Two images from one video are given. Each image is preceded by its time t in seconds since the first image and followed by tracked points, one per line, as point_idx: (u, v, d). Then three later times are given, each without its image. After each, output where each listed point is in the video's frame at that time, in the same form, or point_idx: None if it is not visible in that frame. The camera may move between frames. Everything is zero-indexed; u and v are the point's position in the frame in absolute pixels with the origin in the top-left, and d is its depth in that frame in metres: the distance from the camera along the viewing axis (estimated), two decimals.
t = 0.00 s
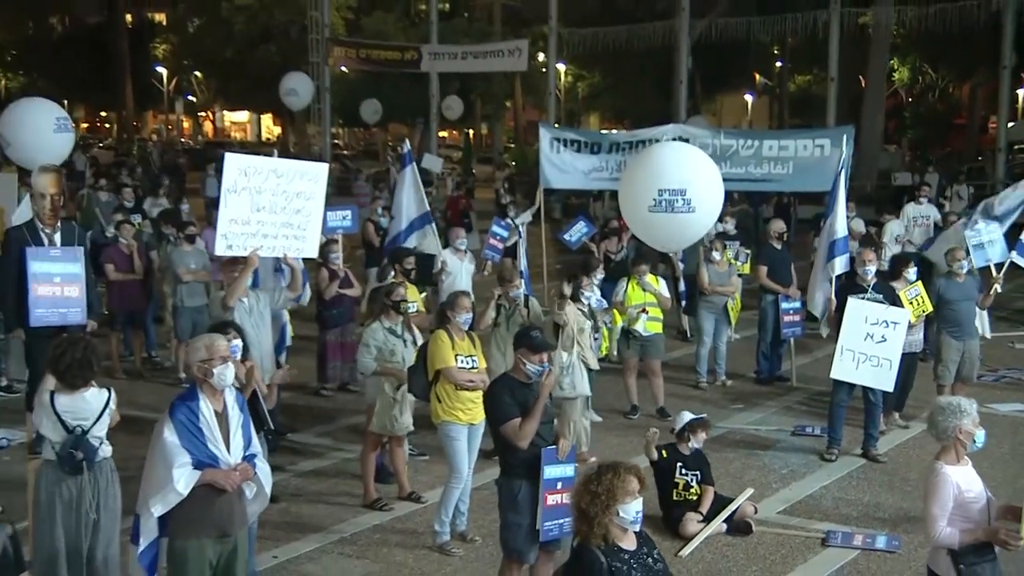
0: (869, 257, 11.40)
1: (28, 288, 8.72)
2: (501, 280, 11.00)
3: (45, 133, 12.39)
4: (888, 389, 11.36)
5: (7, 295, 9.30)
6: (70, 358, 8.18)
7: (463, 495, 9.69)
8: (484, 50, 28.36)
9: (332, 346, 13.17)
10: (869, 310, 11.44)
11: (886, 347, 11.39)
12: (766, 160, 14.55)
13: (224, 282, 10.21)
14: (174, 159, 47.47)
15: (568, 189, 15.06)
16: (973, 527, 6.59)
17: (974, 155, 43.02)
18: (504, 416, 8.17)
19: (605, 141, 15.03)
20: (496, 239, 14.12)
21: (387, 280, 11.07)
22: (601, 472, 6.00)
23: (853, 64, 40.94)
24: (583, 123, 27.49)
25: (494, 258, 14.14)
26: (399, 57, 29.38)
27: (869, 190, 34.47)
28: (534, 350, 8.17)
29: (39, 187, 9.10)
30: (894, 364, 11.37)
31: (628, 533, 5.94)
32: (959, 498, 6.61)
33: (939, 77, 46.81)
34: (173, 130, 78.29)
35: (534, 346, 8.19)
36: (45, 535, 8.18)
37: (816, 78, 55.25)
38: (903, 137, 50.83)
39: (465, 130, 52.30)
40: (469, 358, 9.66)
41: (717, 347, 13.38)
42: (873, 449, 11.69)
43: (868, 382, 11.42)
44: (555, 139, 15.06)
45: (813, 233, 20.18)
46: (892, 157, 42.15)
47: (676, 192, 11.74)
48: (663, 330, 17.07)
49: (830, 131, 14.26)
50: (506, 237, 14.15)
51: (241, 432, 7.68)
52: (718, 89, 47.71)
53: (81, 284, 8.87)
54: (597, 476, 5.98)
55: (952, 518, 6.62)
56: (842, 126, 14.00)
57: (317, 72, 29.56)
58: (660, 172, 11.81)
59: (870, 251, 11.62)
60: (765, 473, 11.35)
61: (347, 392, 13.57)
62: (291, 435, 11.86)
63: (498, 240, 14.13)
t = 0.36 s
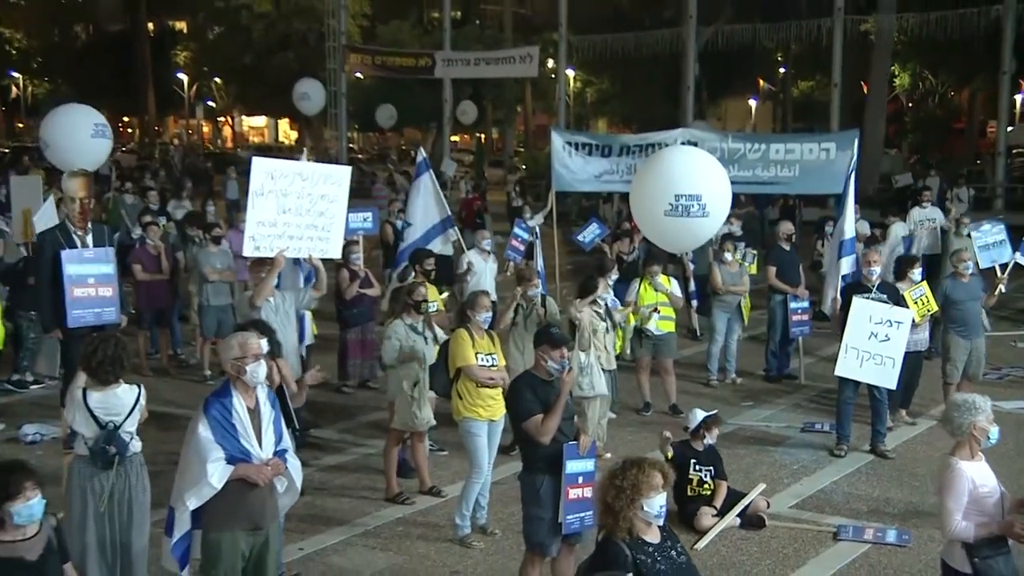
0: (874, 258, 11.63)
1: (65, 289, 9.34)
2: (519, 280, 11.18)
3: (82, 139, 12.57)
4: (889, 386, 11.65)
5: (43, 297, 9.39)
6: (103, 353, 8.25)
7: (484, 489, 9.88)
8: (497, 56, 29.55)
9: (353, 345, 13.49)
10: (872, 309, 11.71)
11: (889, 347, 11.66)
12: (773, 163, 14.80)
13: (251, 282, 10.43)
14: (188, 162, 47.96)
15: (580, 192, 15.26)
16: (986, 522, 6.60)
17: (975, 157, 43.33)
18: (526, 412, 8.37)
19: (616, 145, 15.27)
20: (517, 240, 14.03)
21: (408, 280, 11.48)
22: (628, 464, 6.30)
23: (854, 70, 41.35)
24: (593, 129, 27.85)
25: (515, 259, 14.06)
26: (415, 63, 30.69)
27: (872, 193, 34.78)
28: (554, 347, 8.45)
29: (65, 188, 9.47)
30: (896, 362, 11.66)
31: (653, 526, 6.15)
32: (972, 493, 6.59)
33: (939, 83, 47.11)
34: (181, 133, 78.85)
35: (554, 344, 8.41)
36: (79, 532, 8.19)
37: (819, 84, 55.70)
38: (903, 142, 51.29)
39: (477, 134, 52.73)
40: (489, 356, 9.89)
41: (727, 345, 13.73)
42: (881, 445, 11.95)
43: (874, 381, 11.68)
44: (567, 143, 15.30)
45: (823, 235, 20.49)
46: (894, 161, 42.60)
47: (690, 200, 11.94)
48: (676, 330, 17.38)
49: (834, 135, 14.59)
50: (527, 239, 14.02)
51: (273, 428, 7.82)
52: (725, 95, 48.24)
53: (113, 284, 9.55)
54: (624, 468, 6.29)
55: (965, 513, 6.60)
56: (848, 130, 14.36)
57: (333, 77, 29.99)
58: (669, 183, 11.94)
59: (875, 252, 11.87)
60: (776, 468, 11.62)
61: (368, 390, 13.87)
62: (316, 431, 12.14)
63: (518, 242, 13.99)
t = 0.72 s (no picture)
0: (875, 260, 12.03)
1: (105, 287, 9.69)
2: (535, 277, 11.55)
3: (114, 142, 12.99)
4: (885, 384, 11.90)
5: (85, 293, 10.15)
6: (132, 351, 8.33)
7: (501, 483, 10.06)
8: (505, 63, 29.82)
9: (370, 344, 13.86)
10: (872, 309, 12.00)
11: (889, 346, 11.90)
12: (778, 167, 15.08)
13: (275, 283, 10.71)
14: (198, 167, 48.56)
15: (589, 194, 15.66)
16: (1000, 515, 6.72)
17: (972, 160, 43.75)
18: (544, 409, 8.29)
19: (623, 147, 15.52)
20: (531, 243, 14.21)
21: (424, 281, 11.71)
22: (647, 459, 6.50)
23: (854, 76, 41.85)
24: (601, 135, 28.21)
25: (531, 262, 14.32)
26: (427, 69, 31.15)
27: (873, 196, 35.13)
28: (572, 345, 8.40)
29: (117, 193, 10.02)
30: (895, 361, 11.88)
31: (673, 520, 6.36)
32: (986, 487, 6.75)
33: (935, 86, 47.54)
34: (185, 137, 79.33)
35: (571, 340, 8.38)
36: (113, 527, 8.28)
37: (817, 89, 56.26)
38: (900, 146, 51.83)
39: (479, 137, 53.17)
40: (506, 354, 10.06)
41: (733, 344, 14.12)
42: (886, 441, 12.21)
43: (874, 380, 11.92)
44: (576, 146, 15.75)
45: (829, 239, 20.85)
46: (892, 165, 43.07)
47: (701, 222, 10.65)
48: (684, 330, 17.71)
49: (838, 139, 14.74)
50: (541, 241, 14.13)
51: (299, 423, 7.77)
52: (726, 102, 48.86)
53: (153, 287, 9.84)
54: (642, 463, 6.49)
55: (979, 507, 6.73)
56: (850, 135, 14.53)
57: (346, 84, 30.53)
58: (673, 215, 10.71)
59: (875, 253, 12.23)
60: (784, 464, 11.88)
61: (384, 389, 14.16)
62: (336, 429, 12.42)
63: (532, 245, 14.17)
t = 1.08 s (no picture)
0: (875, 260, 12.36)
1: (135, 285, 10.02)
2: (549, 276, 11.93)
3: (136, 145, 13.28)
4: (887, 380, 12.14)
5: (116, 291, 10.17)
6: (161, 348, 8.24)
7: (515, 477, 10.30)
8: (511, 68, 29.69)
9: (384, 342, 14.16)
10: (872, 309, 12.25)
11: (889, 345, 12.17)
12: (779, 169, 15.28)
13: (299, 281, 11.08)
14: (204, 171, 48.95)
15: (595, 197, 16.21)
16: (1009, 509, 6.92)
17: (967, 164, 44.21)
18: (560, 405, 8.39)
19: (628, 151, 16.10)
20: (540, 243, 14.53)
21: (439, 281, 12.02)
22: (664, 454, 6.54)
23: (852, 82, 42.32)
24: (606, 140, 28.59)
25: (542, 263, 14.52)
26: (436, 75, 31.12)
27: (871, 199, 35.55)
28: (588, 344, 8.48)
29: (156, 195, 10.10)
30: (895, 359, 12.14)
31: (688, 514, 6.41)
32: (995, 483, 6.95)
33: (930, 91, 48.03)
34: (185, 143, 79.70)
35: (586, 338, 8.43)
36: (143, 517, 8.36)
37: (814, 94, 56.75)
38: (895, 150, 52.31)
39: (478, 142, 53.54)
40: (521, 351, 10.23)
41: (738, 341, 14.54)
42: (887, 437, 12.50)
43: (875, 377, 12.17)
44: (582, 150, 16.21)
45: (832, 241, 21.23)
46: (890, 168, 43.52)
47: (706, 293, 9.77)
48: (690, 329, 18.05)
49: (838, 143, 15.03)
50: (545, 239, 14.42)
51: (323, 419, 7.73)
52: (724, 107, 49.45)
53: (181, 288, 10.14)
54: (660, 458, 6.53)
55: (989, 502, 6.93)
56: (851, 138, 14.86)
57: (356, 89, 31.00)
58: (677, 280, 9.79)
59: (875, 254, 12.52)
60: (789, 459, 12.17)
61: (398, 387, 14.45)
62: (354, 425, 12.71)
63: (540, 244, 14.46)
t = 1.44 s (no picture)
0: (875, 260, 12.70)
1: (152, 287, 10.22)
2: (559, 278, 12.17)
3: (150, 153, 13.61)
4: (890, 378, 12.41)
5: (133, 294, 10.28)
6: (187, 344, 8.27)
7: (526, 472, 10.51)
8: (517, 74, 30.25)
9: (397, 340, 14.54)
10: (875, 308, 12.54)
11: (891, 343, 12.46)
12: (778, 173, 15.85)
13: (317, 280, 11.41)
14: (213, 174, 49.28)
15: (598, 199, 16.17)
16: (1014, 504, 7.12)
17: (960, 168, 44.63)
18: (575, 402, 8.54)
19: (631, 153, 16.18)
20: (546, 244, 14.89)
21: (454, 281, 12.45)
22: (679, 450, 6.51)
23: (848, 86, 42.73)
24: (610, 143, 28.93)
25: (547, 264, 14.83)
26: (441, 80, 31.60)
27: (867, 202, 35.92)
28: (603, 341, 8.58)
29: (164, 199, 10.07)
30: (898, 357, 12.42)
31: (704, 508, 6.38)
32: (1000, 478, 7.16)
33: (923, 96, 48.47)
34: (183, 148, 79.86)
35: (601, 336, 8.51)
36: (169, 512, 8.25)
37: (808, 99, 57.16)
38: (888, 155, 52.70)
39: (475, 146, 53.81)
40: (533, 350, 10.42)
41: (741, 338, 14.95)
42: (887, 433, 12.79)
43: (879, 375, 12.44)
44: (586, 153, 16.23)
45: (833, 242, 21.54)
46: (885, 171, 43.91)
47: (711, 314, 9.24)
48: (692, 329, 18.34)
49: (835, 147, 15.69)
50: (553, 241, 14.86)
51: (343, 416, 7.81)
52: (721, 112, 49.87)
53: (196, 287, 10.39)
54: (676, 454, 6.48)
55: (994, 497, 7.13)
56: (849, 142, 15.57)
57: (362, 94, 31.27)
58: (683, 303, 9.22)
59: (876, 254, 12.83)
60: (792, 454, 12.45)
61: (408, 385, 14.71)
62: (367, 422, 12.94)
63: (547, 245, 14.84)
